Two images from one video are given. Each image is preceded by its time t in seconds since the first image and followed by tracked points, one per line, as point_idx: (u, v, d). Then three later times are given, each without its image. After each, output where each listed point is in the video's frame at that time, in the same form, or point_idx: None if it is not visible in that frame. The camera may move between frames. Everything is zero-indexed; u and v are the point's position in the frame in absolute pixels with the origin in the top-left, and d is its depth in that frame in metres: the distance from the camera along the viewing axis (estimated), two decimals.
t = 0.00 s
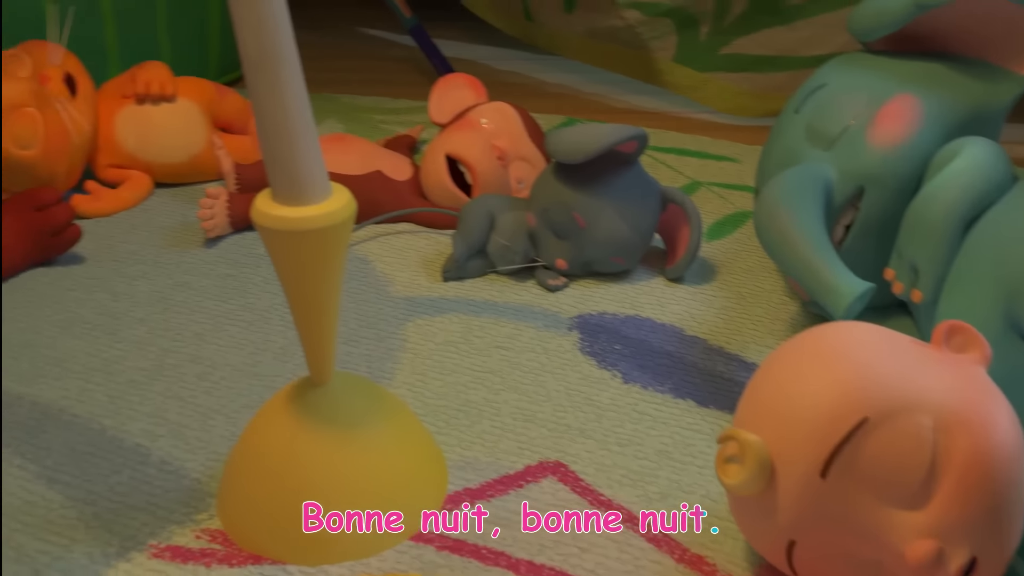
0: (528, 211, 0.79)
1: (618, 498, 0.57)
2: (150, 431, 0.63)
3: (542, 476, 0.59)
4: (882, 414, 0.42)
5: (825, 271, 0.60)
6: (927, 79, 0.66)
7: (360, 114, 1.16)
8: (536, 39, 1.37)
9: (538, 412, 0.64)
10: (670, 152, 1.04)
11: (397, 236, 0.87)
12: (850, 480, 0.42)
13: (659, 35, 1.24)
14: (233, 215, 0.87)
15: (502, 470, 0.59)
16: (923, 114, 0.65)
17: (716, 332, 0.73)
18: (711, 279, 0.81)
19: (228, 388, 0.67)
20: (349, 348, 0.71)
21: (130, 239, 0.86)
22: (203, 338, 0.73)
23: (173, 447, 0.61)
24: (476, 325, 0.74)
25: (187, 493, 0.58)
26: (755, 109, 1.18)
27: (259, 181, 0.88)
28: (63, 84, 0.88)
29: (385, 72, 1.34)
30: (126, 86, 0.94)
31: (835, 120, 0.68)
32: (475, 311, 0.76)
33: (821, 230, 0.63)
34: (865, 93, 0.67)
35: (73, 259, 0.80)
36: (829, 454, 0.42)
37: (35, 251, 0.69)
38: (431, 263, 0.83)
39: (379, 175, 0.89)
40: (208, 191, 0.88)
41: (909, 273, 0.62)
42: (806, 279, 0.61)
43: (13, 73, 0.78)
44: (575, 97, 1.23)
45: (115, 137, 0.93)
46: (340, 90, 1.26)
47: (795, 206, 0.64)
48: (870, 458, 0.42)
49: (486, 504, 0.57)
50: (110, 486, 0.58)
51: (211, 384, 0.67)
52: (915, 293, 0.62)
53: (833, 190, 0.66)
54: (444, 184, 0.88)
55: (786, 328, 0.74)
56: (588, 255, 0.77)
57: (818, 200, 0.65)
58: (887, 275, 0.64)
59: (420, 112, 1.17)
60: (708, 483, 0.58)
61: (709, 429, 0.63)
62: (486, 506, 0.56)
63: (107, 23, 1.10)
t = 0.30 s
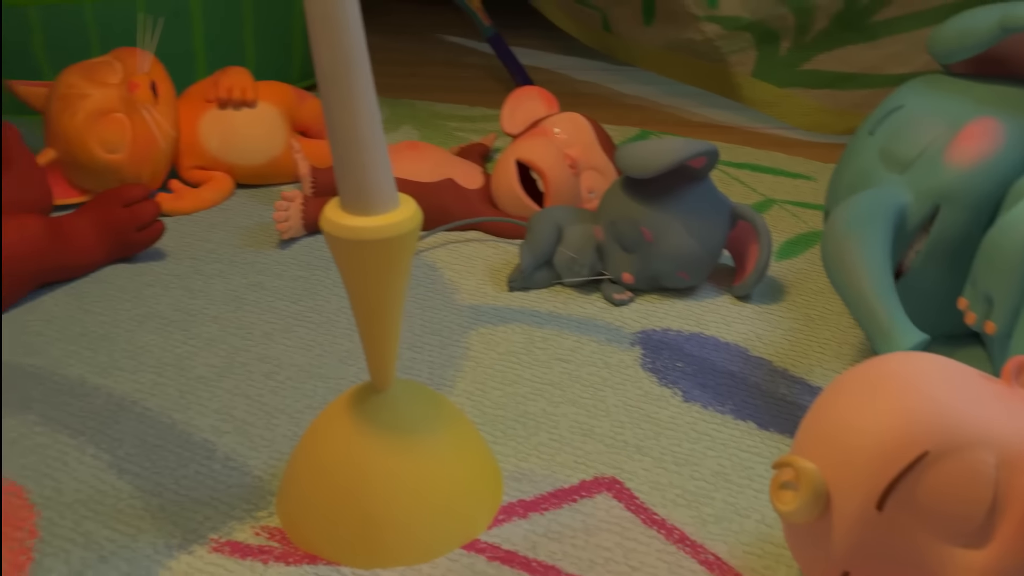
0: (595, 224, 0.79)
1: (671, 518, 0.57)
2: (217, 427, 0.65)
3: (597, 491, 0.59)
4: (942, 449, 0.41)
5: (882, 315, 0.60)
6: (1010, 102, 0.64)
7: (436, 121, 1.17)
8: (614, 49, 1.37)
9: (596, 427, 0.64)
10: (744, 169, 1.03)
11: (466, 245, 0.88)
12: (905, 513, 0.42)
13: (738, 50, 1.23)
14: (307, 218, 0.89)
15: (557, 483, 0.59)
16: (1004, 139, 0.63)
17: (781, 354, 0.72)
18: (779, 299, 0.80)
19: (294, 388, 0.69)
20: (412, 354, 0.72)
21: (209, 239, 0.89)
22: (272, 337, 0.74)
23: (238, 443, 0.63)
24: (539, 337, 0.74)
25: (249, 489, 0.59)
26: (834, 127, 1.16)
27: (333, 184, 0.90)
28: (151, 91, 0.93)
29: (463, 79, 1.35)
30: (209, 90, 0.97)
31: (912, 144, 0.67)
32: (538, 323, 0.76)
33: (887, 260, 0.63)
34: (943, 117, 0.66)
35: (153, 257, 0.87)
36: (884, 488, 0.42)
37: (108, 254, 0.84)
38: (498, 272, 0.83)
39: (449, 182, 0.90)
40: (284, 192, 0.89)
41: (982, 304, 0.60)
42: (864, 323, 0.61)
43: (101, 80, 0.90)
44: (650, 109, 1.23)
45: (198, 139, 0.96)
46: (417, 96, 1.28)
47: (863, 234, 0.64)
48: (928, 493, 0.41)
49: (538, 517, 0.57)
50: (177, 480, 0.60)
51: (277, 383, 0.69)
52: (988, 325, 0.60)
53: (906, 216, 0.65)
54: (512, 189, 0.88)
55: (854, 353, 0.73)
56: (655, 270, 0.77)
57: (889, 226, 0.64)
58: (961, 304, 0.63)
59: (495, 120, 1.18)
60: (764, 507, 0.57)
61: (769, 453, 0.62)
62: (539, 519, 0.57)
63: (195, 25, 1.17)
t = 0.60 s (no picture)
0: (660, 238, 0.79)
1: (724, 539, 0.56)
2: (279, 425, 0.66)
3: (649, 509, 0.59)
4: (1000, 480, 0.40)
5: (944, 348, 0.58)
6: None
7: (508, 129, 1.18)
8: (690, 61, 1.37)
9: (652, 444, 0.64)
10: (817, 187, 1.01)
11: (531, 255, 0.88)
12: (959, 545, 0.41)
13: (817, 65, 1.21)
14: (377, 223, 0.91)
15: (609, 499, 0.59)
16: None
17: (845, 378, 0.71)
18: (846, 321, 0.79)
19: (355, 390, 0.70)
20: (472, 362, 0.73)
21: (281, 239, 0.92)
22: (337, 339, 0.76)
23: (298, 442, 0.64)
24: (599, 350, 0.74)
25: (306, 488, 0.61)
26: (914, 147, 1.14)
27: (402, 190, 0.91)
28: (231, 97, 0.95)
29: (537, 88, 1.36)
30: (287, 96, 0.99)
31: (990, 169, 0.66)
32: (599, 335, 0.76)
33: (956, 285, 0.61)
34: None
35: (225, 257, 0.89)
36: (938, 515, 0.41)
37: (184, 250, 0.87)
38: (562, 283, 0.84)
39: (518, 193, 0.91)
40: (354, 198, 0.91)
41: None
42: (925, 353, 0.60)
43: (186, 85, 0.93)
44: (725, 123, 1.22)
45: (276, 144, 0.98)
46: (491, 104, 1.29)
47: (928, 258, 0.62)
48: (983, 525, 0.40)
49: (589, 531, 0.57)
50: (239, 475, 0.61)
51: (340, 384, 0.70)
52: None
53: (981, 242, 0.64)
54: (581, 203, 0.88)
55: (921, 380, 0.71)
56: (720, 286, 0.76)
57: (961, 250, 0.63)
58: None
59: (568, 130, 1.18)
60: (819, 534, 0.56)
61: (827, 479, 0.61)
62: (589, 533, 0.57)
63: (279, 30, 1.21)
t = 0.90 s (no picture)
0: (722, 253, 0.78)
1: (771, 561, 0.56)
2: (336, 425, 0.67)
3: (697, 527, 0.58)
4: None
5: (1005, 375, 0.57)
6: None
7: (577, 138, 1.18)
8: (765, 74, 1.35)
9: (704, 461, 0.64)
10: (889, 206, 0.99)
11: (593, 265, 0.88)
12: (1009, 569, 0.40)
13: (894, 82, 1.19)
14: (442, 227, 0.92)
15: (657, 514, 0.59)
16: None
17: (907, 403, 0.70)
18: (911, 345, 0.77)
19: (411, 394, 0.71)
20: (528, 370, 0.73)
21: (348, 241, 0.93)
22: (396, 342, 0.77)
23: (353, 443, 0.66)
24: (656, 363, 0.74)
25: (359, 488, 0.62)
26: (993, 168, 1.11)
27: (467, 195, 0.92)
28: (305, 99, 0.97)
29: (608, 97, 1.36)
30: (360, 101, 1.01)
31: None
32: (656, 349, 0.76)
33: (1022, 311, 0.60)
34: None
35: (290, 258, 0.91)
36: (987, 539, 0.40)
37: (253, 249, 0.89)
38: (622, 294, 0.84)
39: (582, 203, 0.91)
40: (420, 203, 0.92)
41: None
42: (987, 378, 0.59)
43: (262, 86, 0.95)
44: (797, 138, 1.20)
45: (346, 146, 1.00)
46: (561, 113, 1.29)
47: (996, 286, 0.61)
48: None
49: (635, 546, 0.57)
50: (294, 472, 0.63)
51: (397, 387, 0.71)
52: None
53: None
54: (648, 216, 0.88)
55: (987, 409, 0.69)
56: (782, 303, 0.75)
57: None
58: None
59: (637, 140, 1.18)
60: (871, 561, 0.55)
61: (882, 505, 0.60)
62: (634, 548, 0.57)
63: (354, 36, 1.23)
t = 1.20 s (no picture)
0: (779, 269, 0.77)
1: None
2: (386, 425, 0.68)
3: (741, 544, 0.58)
4: None
5: None
6: None
7: (641, 149, 1.18)
8: (835, 88, 1.33)
9: (752, 478, 0.63)
10: (958, 226, 0.97)
11: (649, 276, 0.88)
12: None
13: (968, 99, 1.15)
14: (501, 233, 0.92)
15: (701, 530, 0.59)
16: None
17: (965, 429, 0.68)
18: (973, 369, 0.75)
19: (461, 398, 0.71)
20: (579, 379, 0.73)
21: (408, 245, 0.95)
22: (450, 346, 0.78)
23: (402, 444, 0.67)
24: (708, 377, 0.74)
25: (405, 489, 0.62)
26: None
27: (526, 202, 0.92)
28: (372, 101, 0.98)
29: (674, 108, 1.36)
30: (425, 106, 1.02)
31: None
32: (709, 363, 0.75)
33: None
34: None
35: (351, 258, 0.92)
36: None
37: (315, 250, 0.91)
38: (677, 307, 0.83)
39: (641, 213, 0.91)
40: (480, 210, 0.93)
41: None
42: None
43: (330, 88, 0.97)
44: (865, 154, 1.18)
45: (410, 151, 1.02)
46: (627, 123, 1.29)
47: None
48: None
49: (676, 560, 0.57)
50: (343, 470, 0.64)
51: (448, 391, 0.72)
52: None
53: None
54: (711, 228, 0.87)
55: None
56: (839, 322, 0.74)
57: None
58: None
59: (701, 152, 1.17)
60: None
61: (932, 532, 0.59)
62: (675, 562, 0.57)
63: (424, 41, 1.24)
